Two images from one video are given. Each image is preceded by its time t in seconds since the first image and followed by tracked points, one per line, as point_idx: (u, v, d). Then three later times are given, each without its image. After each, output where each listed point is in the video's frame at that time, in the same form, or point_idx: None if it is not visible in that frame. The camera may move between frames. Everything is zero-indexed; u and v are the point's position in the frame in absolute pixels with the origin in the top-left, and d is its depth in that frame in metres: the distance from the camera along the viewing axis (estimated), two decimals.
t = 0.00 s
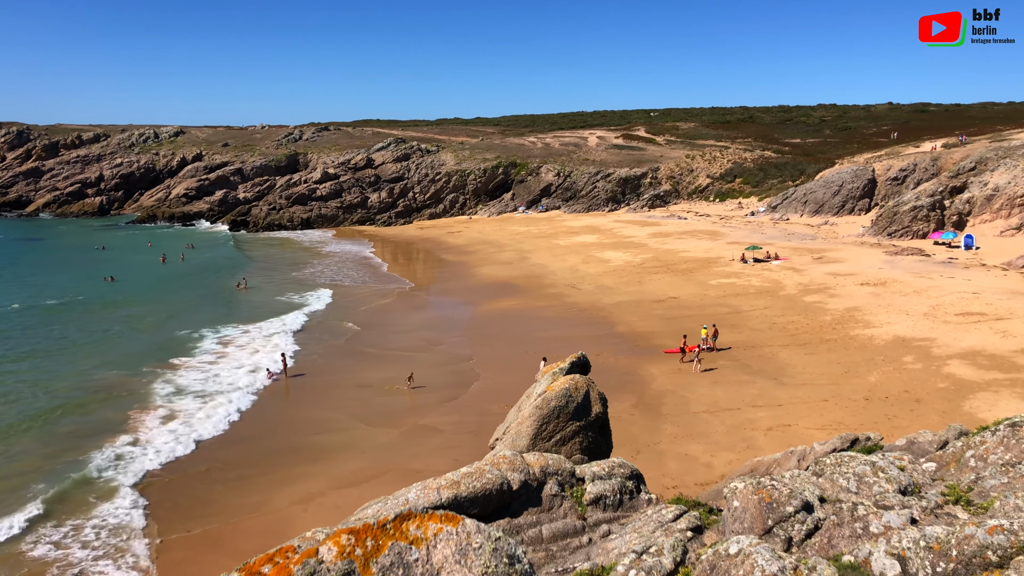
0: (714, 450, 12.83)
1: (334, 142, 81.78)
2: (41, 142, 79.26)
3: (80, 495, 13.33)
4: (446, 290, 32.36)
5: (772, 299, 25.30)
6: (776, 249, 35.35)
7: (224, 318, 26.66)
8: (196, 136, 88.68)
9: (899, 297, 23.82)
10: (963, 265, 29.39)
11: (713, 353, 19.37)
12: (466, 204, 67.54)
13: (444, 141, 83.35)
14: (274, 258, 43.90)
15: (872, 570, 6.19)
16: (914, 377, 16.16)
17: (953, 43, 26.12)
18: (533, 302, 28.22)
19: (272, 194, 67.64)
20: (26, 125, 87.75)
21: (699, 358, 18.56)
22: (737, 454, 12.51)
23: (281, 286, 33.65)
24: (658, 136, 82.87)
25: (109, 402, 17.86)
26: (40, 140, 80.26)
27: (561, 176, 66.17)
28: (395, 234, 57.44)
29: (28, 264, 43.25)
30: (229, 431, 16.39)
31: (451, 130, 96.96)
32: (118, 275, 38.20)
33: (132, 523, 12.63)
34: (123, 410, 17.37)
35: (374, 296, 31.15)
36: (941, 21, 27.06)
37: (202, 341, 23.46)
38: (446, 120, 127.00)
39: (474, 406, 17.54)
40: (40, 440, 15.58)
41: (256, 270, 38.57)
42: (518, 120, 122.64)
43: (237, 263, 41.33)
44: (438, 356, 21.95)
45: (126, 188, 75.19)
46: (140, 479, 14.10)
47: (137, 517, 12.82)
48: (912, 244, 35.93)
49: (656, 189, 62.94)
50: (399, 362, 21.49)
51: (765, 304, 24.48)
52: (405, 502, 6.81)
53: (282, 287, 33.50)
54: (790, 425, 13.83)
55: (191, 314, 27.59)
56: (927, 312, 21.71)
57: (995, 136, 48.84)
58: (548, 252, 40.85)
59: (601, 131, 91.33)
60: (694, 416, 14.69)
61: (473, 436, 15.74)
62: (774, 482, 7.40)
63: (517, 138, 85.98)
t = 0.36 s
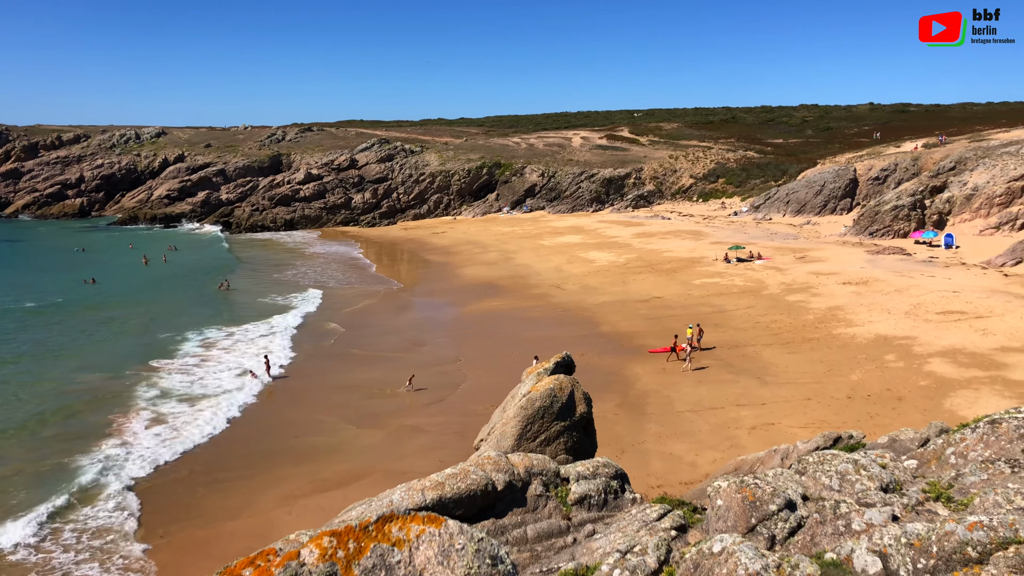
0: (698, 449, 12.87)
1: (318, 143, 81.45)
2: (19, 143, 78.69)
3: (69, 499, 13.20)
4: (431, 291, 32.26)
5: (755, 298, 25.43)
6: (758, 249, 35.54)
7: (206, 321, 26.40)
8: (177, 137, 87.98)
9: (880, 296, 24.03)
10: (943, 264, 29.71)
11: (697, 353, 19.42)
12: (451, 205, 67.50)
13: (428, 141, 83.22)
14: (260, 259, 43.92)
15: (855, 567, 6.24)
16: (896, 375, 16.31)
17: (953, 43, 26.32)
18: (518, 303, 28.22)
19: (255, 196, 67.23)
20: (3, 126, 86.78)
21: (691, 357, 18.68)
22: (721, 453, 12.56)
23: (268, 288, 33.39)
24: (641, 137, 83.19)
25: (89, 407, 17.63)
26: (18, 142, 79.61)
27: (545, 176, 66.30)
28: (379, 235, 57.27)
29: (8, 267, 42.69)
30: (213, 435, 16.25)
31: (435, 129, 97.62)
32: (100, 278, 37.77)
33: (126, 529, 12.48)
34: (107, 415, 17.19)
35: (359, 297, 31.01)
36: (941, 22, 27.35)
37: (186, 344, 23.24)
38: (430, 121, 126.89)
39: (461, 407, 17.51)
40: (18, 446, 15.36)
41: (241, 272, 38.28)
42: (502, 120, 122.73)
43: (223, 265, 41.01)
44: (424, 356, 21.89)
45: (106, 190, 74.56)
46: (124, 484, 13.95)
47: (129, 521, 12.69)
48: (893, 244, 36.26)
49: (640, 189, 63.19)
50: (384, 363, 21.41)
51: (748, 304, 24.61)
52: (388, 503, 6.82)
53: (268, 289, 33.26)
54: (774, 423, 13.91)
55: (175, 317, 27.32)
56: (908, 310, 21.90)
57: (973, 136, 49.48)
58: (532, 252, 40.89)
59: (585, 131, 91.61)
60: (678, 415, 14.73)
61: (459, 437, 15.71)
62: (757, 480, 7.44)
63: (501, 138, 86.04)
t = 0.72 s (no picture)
0: (681, 448, 12.91)
1: (299, 144, 80.98)
2: None
3: (54, 503, 13.10)
4: (414, 292, 32.17)
5: (737, 297, 25.57)
6: (739, 249, 35.74)
7: (187, 324, 26.14)
8: (157, 138, 87.22)
9: (861, 295, 24.23)
10: (922, 263, 30.03)
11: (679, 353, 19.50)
12: (433, 206, 67.42)
13: (411, 142, 83.12)
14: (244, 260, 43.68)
15: (835, 564, 6.30)
16: (876, 373, 16.45)
17: (953, 43, 26.54)
18: (502, 303, 28.22)
19: (236, 197, 66.74)
20: None
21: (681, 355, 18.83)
22: (704, 451, 12.62)
23: (252, 290, 33.19)
24: (623, 137, 83.55)
25: (67, 412, 17.44)
26: None
27: (527, 177, 66.35)
28: (362, 236, 57.07)
29: None
30: (196, 438, 16.11)
31: (418, 130, 97.77)
32: (78, 281, 37.32)
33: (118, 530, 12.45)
34: (86, 418, 17.07)
35: (342, 299, 30.86)
36: (941, 22, 27.54)
37: (169, 347, 23.00)
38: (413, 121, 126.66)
39: (445, 408, 17.49)
40: None
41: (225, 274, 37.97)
42: (484, 121, 122.76)
43: (208, 267, 40.72)
44: (409, 357, 21.83)
45: (85, 191, 73.90)
46: (106, 488, 13.83)
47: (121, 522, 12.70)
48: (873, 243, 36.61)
49: (622, 190, 63.45)
50: (365, 364, 21.34)
51: (730, 303, 24.73)
52: (372, 505, 6.80)
53: (253, 291, 33.06)
54: (756, 422, 13.99)
55: (157, 320, 27.04)
56: (888, 309, 22.10)
57: (951, 136, 50.14)
58: (515, 253, 40.92)
59: (567, 132, 91.89)
60: (661, 415, 14.78)
61: (443, 438, 15.68)
62: (739, 478, 7.47)
63: (484, 139, 86.09)
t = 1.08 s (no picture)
0: (662, 447, 12.96)
1: (279, 145, 80.44)
2: None
3: (39, 507, 12.96)
4: (396, 293, 32.04)
5: (717, 297, 25.71)
6: (719, 249, 35.92)
7: (166, 327, 25.89)
8: (135, 139, 86.43)
9: (839, 294, 24.43)
10: (900, 262, 30.35)
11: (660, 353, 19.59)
12: (414, 207, 67.30)
13: (393, 142, 82.89)
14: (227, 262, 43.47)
15: (814, 561, 6.36)
16: (855, 372, 16.58)
17: (953, 43, 26.81)
18: (484, 304, 28.20)
19: (215, 198, 66.31)
20: None
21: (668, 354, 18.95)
22: (685, 450, 12.66)
23: (236, 291, 33.00)
24: (604, 138, 83.87)
25: (41, 416, 17.24)
26: None
27: (508, 178, 66.29)
28: (343, 237, 56.86)
29: None
30: (176, 440, 16.01)
31: (399, 130, 97.78)
32: (54, 284, 36.87)
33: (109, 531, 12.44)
34: (63, 422, 16.86)
35: (323, 300, 30.72)
36: (941, 22, 27.79)
37: (149, 351, 22.79)
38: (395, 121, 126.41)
39: (428, 408, 17.45)
40: None
41: (207, 276, 37.63)
42: (466, 121, 122.70)
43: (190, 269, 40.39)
44: (392, 358, 21.78)
45: (61, 193, 73.23)
46: (84, 491, 13.68)
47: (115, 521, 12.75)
48: (851, 242, 36.97)
49: (603, 190, 63.65)
50: (346, 366, 21.28)
51: (710, 303, 24.87)
52: (353, 507, 6.78)
53: (236, 292, 32.87)
54: (736, 420, 14.05)
55: (137, 323, 26.75)
56: (866, 308, 22.30)
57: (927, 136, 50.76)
58: (497, 254, 40.93)
59: (547, 132, 92.14)
60: (643, 414, 14.82)
61: (425, 439, 15.64)
62: (719, 477, 7.51)
63: (465, 139, 86.12)
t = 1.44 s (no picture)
0: (641, 446, 13.01)
1: (256, 145, 79.68)
2: None
3: (19, 514, 12.72)
4: (376, 293, 31.95)
5: (695, 296, 25.84)
6: (697, 249, 36.08)
7: (140, 330, 25.63)
8: (109, 140, 85.38)
9: (816, 293, 24.62)
10: (875, 261, 30.69)
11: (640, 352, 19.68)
12: (393, 207, 67.09)
13: (371, 142, 82.71)
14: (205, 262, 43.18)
15: (791, 558, 6.42)
16: (832, 370, 16.73)
17: (953, 43, 27.06)
18: (463, 304, 28.16)
19: (192, 199, 65.70)
20: None
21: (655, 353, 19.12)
22: (664, 449, 12.72)
23: (214, 293, 32.72)
24: (583, 138, 84.11)
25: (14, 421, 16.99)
26: None
27: (487, 178, 66.25)
28: (321, 238, 56.58)
29: None
30: (153, 443, 15.88)
31: (378, 130, 97.30)
32: (27, 286, 36.28)
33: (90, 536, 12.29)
34: (38, 427, 16.64)
35: (301, 301, 30.54)
36: (940, 22, 28.05)
37: (127, 353, 22.56)
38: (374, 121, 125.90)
39: (409, 410, 17.41)
40: None
41: (185, 278, 37.28)
42: (446, 121, 122.42)
43: (169, 270, 40.07)
44: (374, 360, 21.69)
45: (34, 194, 72.27)
46: (62, 495, 13.52)
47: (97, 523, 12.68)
48: (828, 241, 37.33)
49: (582, 190, 63.81)
50: (326, 367, 21.19)
51: (688, 302, 24.99)
52: (331, 509, 6.77)
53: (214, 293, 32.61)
54: (715, 419, 14.13)
55: (112, 326, 26.46)
56: (842, 306, 22.51)
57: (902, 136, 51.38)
58: (477, 254, 40.89)
59: (527, 132, 92.28)
60: (622, 413, 14.86)
61: (405, 440, 15.60)
62: (698, 475, 7.55)
63: (444, 139, 86.03)
